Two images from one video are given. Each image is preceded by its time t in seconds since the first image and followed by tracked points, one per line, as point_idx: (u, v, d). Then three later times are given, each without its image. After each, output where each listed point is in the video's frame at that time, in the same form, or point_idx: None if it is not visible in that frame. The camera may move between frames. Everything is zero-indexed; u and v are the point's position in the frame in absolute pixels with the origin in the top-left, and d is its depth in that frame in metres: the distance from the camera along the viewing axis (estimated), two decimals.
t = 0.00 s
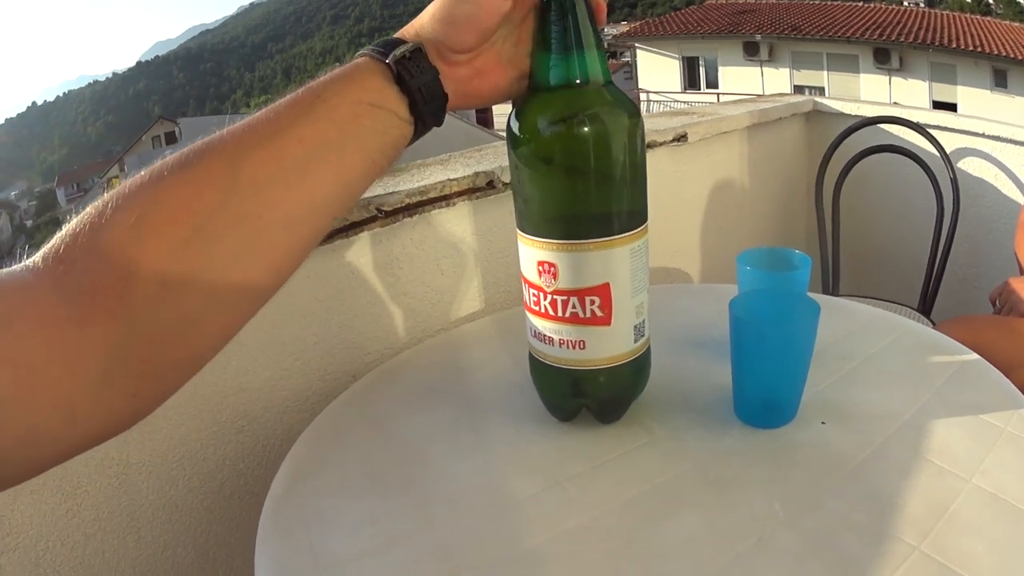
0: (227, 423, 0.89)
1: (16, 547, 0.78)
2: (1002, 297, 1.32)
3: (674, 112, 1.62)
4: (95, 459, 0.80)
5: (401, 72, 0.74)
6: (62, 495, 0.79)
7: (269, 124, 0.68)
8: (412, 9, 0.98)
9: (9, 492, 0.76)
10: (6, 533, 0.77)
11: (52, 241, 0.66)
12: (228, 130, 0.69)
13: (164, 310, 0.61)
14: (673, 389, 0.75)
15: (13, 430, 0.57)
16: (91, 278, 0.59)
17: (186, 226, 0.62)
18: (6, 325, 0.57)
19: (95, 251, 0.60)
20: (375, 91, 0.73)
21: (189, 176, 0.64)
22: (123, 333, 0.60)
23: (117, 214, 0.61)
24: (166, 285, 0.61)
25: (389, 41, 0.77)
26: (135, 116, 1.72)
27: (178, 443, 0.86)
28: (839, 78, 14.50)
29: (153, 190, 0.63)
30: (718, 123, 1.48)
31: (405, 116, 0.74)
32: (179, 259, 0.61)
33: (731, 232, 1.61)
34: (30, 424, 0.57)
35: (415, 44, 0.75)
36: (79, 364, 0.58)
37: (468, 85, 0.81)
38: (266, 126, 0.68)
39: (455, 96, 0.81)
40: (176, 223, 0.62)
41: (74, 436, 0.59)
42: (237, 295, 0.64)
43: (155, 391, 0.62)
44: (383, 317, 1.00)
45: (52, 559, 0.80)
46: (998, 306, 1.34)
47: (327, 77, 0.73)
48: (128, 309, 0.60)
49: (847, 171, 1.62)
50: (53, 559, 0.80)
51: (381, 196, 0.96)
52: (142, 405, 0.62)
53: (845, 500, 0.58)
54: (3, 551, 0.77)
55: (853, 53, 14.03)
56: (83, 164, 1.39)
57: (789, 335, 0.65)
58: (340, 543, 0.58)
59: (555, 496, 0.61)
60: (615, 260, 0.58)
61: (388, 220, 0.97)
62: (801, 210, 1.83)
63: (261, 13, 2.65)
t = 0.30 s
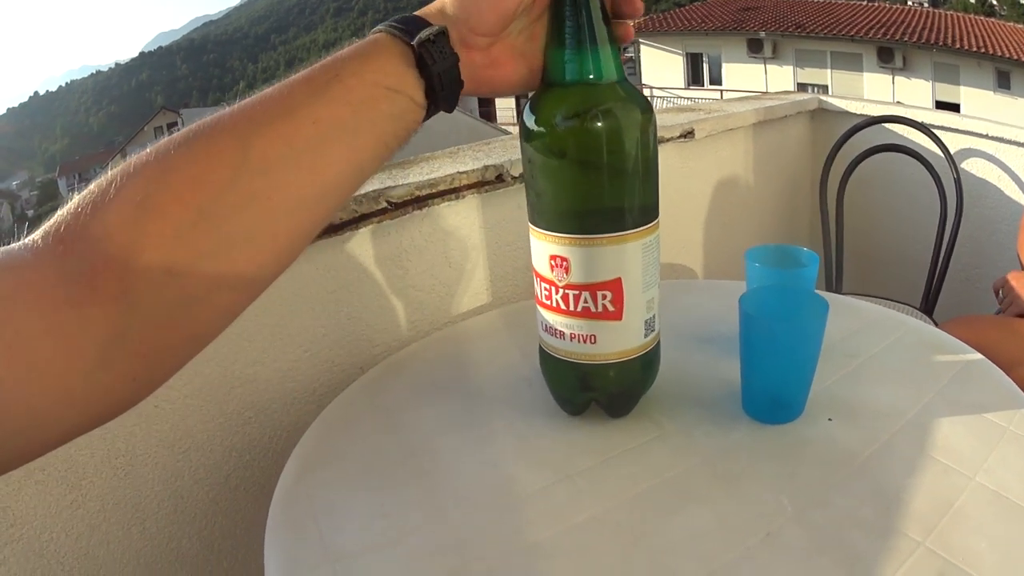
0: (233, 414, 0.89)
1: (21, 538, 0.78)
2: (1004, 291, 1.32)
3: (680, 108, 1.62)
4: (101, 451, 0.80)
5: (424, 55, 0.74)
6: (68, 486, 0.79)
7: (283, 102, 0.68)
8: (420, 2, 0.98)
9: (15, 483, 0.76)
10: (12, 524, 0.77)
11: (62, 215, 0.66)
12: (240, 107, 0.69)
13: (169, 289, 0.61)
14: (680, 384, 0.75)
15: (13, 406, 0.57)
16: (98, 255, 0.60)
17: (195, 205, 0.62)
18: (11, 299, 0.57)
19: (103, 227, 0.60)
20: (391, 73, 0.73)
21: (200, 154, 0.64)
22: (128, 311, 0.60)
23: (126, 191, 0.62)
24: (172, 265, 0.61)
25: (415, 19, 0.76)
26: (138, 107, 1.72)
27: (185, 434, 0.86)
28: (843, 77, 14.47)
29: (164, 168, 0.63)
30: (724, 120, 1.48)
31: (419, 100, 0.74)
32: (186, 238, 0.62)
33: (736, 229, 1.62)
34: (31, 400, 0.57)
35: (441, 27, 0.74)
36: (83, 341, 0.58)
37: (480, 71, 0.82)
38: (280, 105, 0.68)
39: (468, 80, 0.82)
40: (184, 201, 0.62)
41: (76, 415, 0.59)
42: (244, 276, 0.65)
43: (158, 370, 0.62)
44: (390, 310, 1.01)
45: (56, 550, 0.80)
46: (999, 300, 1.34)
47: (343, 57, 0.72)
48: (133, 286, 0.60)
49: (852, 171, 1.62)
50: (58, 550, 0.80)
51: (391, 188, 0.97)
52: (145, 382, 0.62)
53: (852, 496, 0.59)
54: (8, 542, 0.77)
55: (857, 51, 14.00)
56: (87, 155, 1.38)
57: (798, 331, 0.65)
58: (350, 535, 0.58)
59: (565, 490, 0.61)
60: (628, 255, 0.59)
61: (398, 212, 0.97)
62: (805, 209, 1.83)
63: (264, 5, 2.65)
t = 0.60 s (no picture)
0: (238, 408, 0.90)
1: (25, 529, 0.79)
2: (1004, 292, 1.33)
3: (685, 108, 1.63)
4: (105, 444, 0.82)
5: (433, 54, 0.74)
6: (73, 478, 0.81)
7: (294, 98, 0.68)
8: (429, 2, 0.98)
9: (20, 474, 0.77)
10: (16, 516, 0.78)
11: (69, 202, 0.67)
12: (251, 100, 0.69)
13: (177, 282, 0.62)
14: (681, 384, 0.76)
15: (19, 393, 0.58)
16: (107, 246, 0.60)
17: (203, 201, 0.63)
18: (21, 287, 0.58)
19: (112, 218, 0.61)
20: (401, 71, 0.73)
21: (210, 147, 0.64)
22: (136, 302, 0.61)
23: (137, 182, 0.62)
24: (181, 258, 0.62)
25: (425, 18, 0.77)
26: (143, 101, 1.72)
27: (189, 428, 0.87)
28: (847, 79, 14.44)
29: (173, 162, 0.63)
30: (728, 121, 1.49)
31: (428, 100, 0.75)
32: (195, 231, 0.62)
33: (738, 231, 1.62)
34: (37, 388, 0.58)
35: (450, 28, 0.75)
36: (91, 331, 0.59)
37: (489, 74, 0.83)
38: (291, 100, 0.68)
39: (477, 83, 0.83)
40: (194, 194, 0.62)
41: (81, 402, 0.60)
42: (252, 273, 0.65)
43: (164, 361, 0.63)
44: (394, 306, 1.02)
45: (60, 542, 0.81)
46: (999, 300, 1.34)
47: (354, 53, 0.73)
48: (142, 278, 0.61)
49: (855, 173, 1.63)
50: (61, 541, 0.81)
51: (397, 185, 0.98)
52: (150, 373, 0.63)
53: (849, 496, 0.59)
54: (13, 533, 0.78)
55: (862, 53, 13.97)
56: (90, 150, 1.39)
57: (798, 333, 0.66)
58: (354, 529, 0.59)
59: (567, 486, 0.62)
60: (630, 255, 0.60)
61: (404, 209, 0.98)
62: (808, 211, 1.84)
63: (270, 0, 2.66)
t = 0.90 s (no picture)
0: (243, 408, 0.91)
1: (31, 526, 0.80)
2: (1003, 297, 1.34)
3: (687, 112, 1.64)
4: (111, 442, 0.82)
5: (467, 73, 0.70)
6: (78, 476, 0.82)
7: (323, 114, 0.65)
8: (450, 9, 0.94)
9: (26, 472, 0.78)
10: (22, 513, 0.79)
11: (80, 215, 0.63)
12: (276, 112, 0.66)
13: (198, 306, 0.60)
14: (683, 386, 0.77)
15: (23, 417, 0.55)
16: (123, 268, 0.58)
17: (224, 224, 0.60)
18: (29, 308, 0.55)
19: (129, 238, 0.58)
20: (434, 87, 0.69)
21: (233, 165, 0.61)
22: (152, 326, 0.58)
23: (155, 200, 0.59)
24: (201, 282, 0.59)
25: (463, 32, 0.72)
26: (148, 101, 1.73)
27: (194, 428, 0.88)
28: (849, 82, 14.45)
29: (194, 181, 0.60)
30: (731, 125, 1.50)
31: (456, 117, 0.72)
32: (217, 256, 0.60)
33: (739, 234, 1.63)
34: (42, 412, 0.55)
35: (487, 45, 0.71)
36: (103, 355, 0.57)
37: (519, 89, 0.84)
38: (320, 116, 0.64)
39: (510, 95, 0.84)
40: (216, 216, 0.60)
41: (88, 426, 0.58)
42: (273, 295, 0.63)
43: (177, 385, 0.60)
44: (398, 307, 1.03)
45: (65, 539, 0.82)
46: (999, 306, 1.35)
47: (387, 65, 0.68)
48: (159, 303, 0.58)
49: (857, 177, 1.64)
50: (67, 538, 0.82)
51: (402, 188, 0.99)
52: (164, 396, 0.61)
53: (848, 497, 0.60)
54: (18, 530, 0.79)
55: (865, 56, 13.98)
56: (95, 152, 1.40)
57: (801, 336, 0.67)
58: (360, 527, 0.60)
59: (569, 486, 0.63)
60: (638, 259, 0.61)
61: (409, 212, 0.99)
62: (809, 215, 1.84)
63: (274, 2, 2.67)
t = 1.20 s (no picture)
0: (241, 406, 0.91)
1: (30, 522, 0.80)
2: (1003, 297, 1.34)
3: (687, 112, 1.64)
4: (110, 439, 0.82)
5: (498, 135, 0.69)
6: (77, 473, 0.82)
7: (354, 158, 0.63)
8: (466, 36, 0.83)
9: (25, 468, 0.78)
10: (21, 509, 0.79)
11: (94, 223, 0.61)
12: (307, 146, 0.64)
13: (202, 335, 0.58)
14: (682, 384, 0.77)
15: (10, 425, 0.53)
16: (131, 290, 0.56)
17: (244, 257, 0.58)
18: (30, 317, 0.53)
19: (143, 262, 0.56)
20: (464, 138, 0.68)
21: (258, 198, 0.59)
22: (154, 355, 0.56)
23: (174, 224, 0.57)
24: (214, 313, 0.58)
25: (505, 86, 0.67)
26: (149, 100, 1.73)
27: (193, 426, 0.88)
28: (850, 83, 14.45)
29: (218, 208, 0.58)
30: (730, 125, 1.50)
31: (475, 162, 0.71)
32: (225, 291, 0.58)
33: (739, 233, 1.63)
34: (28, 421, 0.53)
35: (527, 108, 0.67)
36: (100, 376, 0.55)
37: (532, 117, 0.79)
38: (351, 158, 0.62)
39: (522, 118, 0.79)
40: (233, 248, 0.58)
41: (75, 441, 0.56)
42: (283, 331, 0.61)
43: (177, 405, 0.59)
44: (397, 306, 1.02)
45: (63, 535, 0.82)
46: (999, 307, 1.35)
47: (424, 110, 0.66)
48: (167, 327, 0.56)
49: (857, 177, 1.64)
50: (65, 535, 0.83)
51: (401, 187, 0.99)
52: (156, 419, 0.59)
53: (847, 495, 0.60)
54: (16, 527, 0.80)
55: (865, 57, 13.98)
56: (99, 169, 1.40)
57: (800, 334, 0.67)
58: (357, 523, 0.60)
59: (567, 483, 0.63)
60: (635, 256, 0.61)
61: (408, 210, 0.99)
62: (809, 215, 1.84)
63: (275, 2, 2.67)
